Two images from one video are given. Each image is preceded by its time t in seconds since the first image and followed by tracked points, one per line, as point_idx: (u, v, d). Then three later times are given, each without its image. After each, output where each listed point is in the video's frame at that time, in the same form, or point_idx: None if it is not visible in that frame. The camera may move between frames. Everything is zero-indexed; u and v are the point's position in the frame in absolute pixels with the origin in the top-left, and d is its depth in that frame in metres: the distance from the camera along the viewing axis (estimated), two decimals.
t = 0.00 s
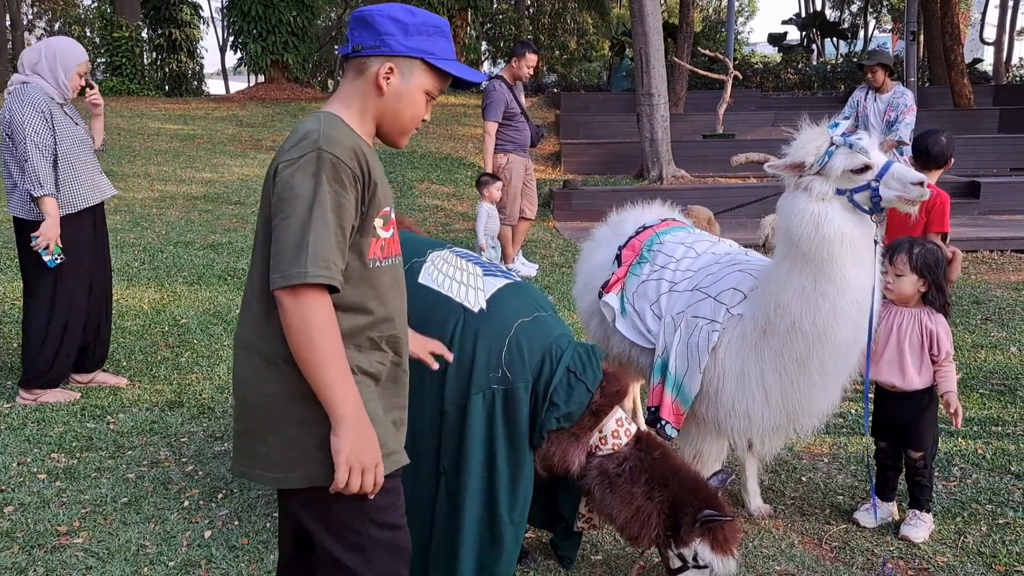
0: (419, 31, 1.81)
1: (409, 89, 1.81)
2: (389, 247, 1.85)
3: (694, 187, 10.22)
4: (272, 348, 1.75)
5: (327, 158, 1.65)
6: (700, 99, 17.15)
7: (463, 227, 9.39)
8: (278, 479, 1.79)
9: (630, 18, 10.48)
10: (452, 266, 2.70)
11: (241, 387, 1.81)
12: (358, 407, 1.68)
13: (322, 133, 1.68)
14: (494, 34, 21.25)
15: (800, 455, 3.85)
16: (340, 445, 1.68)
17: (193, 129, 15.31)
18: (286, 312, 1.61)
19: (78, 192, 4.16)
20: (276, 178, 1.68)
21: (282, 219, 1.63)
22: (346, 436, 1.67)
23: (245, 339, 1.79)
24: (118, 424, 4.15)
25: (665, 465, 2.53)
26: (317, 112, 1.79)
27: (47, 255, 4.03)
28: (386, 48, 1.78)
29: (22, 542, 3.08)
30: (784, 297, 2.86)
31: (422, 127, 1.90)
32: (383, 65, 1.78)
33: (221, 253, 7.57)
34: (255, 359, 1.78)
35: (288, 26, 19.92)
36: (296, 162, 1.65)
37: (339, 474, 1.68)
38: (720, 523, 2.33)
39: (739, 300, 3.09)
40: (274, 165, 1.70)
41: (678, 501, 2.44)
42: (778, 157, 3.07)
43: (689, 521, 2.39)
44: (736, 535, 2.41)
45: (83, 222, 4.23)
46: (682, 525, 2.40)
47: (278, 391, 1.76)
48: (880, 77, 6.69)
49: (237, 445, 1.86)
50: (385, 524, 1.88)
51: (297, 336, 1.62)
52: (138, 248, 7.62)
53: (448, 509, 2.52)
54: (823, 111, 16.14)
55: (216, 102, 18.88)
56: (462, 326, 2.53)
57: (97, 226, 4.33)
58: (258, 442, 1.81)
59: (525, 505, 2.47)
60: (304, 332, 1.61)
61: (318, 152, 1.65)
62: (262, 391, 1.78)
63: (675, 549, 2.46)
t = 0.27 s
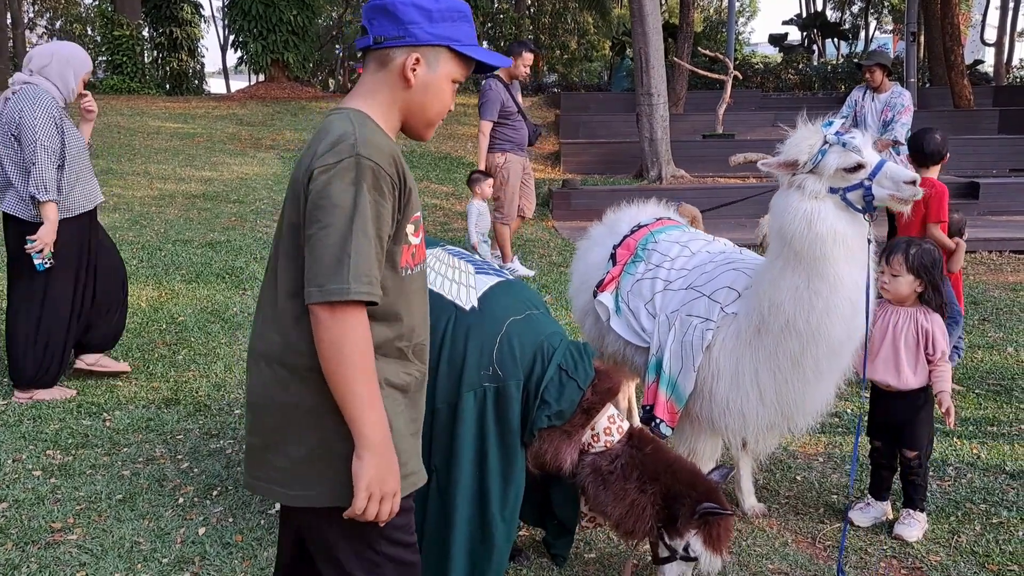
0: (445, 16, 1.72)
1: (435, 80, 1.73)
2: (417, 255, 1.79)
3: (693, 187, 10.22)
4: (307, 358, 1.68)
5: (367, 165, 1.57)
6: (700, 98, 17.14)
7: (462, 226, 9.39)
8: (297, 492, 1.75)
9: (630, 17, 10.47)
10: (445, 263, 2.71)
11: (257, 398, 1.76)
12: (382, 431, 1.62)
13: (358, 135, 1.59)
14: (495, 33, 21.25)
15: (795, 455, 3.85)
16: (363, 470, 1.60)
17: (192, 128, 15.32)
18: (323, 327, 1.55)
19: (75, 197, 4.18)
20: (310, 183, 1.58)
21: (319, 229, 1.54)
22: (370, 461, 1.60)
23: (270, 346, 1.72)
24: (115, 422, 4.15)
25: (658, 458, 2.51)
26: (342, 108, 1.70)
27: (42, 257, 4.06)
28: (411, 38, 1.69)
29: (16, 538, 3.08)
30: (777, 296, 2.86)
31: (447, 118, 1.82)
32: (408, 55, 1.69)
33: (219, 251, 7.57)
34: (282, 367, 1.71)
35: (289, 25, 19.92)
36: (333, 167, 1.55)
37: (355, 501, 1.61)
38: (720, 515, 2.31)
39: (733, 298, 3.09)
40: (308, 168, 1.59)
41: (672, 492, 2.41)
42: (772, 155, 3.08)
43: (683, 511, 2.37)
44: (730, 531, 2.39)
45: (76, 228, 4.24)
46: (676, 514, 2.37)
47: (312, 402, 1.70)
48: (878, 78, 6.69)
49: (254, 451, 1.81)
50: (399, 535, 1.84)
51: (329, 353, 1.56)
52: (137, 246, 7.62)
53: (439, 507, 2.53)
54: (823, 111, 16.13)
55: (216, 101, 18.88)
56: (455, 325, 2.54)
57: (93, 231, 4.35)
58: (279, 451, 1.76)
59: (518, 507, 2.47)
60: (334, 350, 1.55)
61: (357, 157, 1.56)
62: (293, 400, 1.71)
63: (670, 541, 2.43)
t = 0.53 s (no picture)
0: None
1: (453, 68, 1.62)
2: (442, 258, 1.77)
3: (692, 187, 10.21)
4: (350, 373, 1.61)
5: (406, 167, 1.49)
6: (699, 99, 17.14)
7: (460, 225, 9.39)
8: (339, 516, 1.66)
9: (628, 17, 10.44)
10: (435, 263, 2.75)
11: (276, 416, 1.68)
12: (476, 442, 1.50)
13: (391, 136, 1.50)
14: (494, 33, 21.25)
15: (787, 455, 3.85)
16: (463, 486, 1.48)
17: (191, 127, 15.32)
18: (386, 341, 1.45)
19: (99, 192, 4.37)
20: (347, 192, 1.48)
21: (364, 239, 1.45)
22: (468, 477, 1.48)
23: (300, 363, 1.63)
24: (109, 420, 4.16)
25: (646, 458, 2.48)
26: (359, 105, 1.60)
27: (90, 248, 4.26)
28: (428, 24, 1.57)
29: (7, 535, 3.09)
30: (767, 296, 2.86)
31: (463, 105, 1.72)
32: (426, 43, 1.59)
33: (216, 250, 7.58)
34: (311, 383, 1.63)
35: (288, 25, 19.91)
36: (372, 174, 1.46)
37: (465, 516, 1.49)
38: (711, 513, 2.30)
39: (724, 298, 3.09)
40: (341, 174, 1.49)
41: (662, 493, 2.39)
42: (761, 155, 3.09)
43: (672, 512, 2.35)
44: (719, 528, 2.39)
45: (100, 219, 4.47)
46: (665, 516, 2.36)
47: (349, 418, 1.64)
48: (876, 79, 6.67)
49: (275, 473, 1.72)
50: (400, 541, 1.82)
51: (401, 366, 1.45)
52: (134, 245, 7.62)
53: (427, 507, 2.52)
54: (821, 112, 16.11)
55: (216, 100, 18.88)
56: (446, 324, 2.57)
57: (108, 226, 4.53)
58: (303, 474, 1.67)
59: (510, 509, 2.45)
60: (408, 364, 1.44)
61: (396, 160, 1.48)
62: (328, 419, 1.64)
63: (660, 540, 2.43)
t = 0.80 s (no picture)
0: None
1: (457, 62, 1.58)
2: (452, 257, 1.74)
3: (690, 188, 10.21)
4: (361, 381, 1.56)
5: (413, 167, 1.44)
6: (698, 100, 17.15)
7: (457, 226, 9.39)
8: (347, 528, 1.61)
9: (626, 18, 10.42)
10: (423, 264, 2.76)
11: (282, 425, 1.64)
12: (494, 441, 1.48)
13: (397, 135, 1.46)
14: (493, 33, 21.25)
15: (780, 455, 3.86)
16: (483, 486, 1.46)
17: (189, 126, 15.33)
18: (401, 347, 1.41)
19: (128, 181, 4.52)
20: (352, 195, 1.43)
21: (371, 243, 1.40)
22: (489, 477, 1.46)
23: (309, 371, 1.58)
24: (103, 419, 4.16)
25: (635, 454, 2.52)
26: (361, 101, 1.55)
27: (135, 238, 4.52)
28: (434, 17, 1.52)
29: None
30: (757, 297, 2.87)
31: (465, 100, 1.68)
32: (431, 36, 1.54)
33: (213, 250, 7.58)
34: (320, 393, 1.59)
35: (287, 25, 19.91)
36: (379, 175, 1.42)
37: (487, 516, 1.47)
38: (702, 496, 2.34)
39: (716, 299, 3.10)
40: (345, 177, 1.44)
41: (651, 487, 2.41)
42: (752, 156, 3.13)
43: (664, 502, 2.37)
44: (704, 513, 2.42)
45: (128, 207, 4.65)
46: (658, 506, 2.38)
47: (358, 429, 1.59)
48: (872, 80, 6.64)
49: (280, 484, 1.67)
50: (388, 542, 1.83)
51: (414, 371, 1.41)
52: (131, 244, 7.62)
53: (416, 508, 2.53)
54: (819, 114, 16.12)
55: (215, 99, 18.88)
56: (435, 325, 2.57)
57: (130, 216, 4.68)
58: (308, 486, 1.62)
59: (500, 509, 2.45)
60: (422, 370, 1.41)
61: (402, 160, 1.44)
62: (336, 430, 1.59)
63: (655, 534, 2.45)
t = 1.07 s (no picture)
0: None
1: (456, 61, 1.59)
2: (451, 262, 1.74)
3: (689, 190, 10.22)
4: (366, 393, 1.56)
5: (409, 173, 1.44)
6: (697, 102, 17.15)
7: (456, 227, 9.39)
8: (355, 535, 1.63)
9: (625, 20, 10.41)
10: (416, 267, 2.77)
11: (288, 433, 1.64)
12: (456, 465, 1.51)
13: (394, 140, 1.45)
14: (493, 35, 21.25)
15: (776, 458, 3.86)
16: (438, 508, 1.48)
17: (188, 127, 15.32)
18: (391, 359, 1.42)
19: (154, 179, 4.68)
20: (347, 202, 1.42)
21: (365, 252, 1.40)
22: (445, 501, 1.48)
23: (314, 380, 1.58)
24: (99, 420, 4.16)
25: (630, 441, 2.55)
26: (359, 105, 1.54)
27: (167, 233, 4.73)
28: (436, 17, 1.52)
29: None
30: (750, 299, 2.87)
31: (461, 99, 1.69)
32: (433, 37, 1.54)
33: (211, 251, 7.58)
34: (325, 403, 1.58)
35: (286, 26, 19.90)
36: (374, 181, 1.41)
37: (435, 540, 1.48)
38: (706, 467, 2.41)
39: (709, 300, 3.11)
40: (341, 183, 1.44)
41: (652, 469, 2.46)
42: (747, 158, 3.15)
43: (669, 479, 2.43)
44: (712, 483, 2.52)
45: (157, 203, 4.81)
46: (664, 487, 2.43)
47: (363, 438, 1.59)
48: (871, 84, 6.65)
49: (289, 492, 1.68)
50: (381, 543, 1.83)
51: (395, 385, 1.44)
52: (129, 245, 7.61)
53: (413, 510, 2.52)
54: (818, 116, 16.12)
55: (214, 100, 18.87)
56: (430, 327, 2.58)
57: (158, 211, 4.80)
58: (314, 495, 1.64)
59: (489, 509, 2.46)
60: (401, 384, 1.43)
61: (399, 166, 1.43)
62: (343, 439, 1.59)
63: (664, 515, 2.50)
